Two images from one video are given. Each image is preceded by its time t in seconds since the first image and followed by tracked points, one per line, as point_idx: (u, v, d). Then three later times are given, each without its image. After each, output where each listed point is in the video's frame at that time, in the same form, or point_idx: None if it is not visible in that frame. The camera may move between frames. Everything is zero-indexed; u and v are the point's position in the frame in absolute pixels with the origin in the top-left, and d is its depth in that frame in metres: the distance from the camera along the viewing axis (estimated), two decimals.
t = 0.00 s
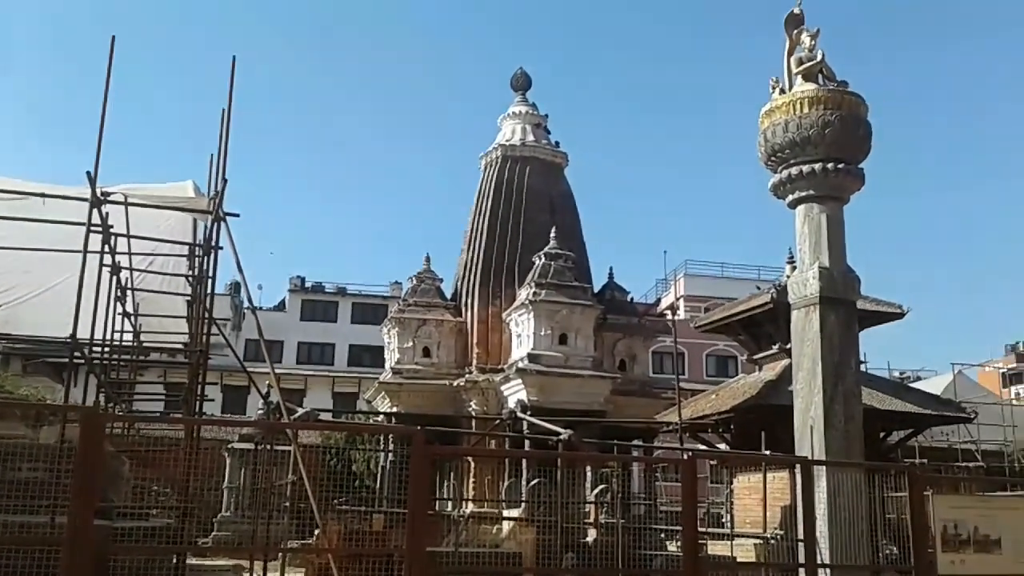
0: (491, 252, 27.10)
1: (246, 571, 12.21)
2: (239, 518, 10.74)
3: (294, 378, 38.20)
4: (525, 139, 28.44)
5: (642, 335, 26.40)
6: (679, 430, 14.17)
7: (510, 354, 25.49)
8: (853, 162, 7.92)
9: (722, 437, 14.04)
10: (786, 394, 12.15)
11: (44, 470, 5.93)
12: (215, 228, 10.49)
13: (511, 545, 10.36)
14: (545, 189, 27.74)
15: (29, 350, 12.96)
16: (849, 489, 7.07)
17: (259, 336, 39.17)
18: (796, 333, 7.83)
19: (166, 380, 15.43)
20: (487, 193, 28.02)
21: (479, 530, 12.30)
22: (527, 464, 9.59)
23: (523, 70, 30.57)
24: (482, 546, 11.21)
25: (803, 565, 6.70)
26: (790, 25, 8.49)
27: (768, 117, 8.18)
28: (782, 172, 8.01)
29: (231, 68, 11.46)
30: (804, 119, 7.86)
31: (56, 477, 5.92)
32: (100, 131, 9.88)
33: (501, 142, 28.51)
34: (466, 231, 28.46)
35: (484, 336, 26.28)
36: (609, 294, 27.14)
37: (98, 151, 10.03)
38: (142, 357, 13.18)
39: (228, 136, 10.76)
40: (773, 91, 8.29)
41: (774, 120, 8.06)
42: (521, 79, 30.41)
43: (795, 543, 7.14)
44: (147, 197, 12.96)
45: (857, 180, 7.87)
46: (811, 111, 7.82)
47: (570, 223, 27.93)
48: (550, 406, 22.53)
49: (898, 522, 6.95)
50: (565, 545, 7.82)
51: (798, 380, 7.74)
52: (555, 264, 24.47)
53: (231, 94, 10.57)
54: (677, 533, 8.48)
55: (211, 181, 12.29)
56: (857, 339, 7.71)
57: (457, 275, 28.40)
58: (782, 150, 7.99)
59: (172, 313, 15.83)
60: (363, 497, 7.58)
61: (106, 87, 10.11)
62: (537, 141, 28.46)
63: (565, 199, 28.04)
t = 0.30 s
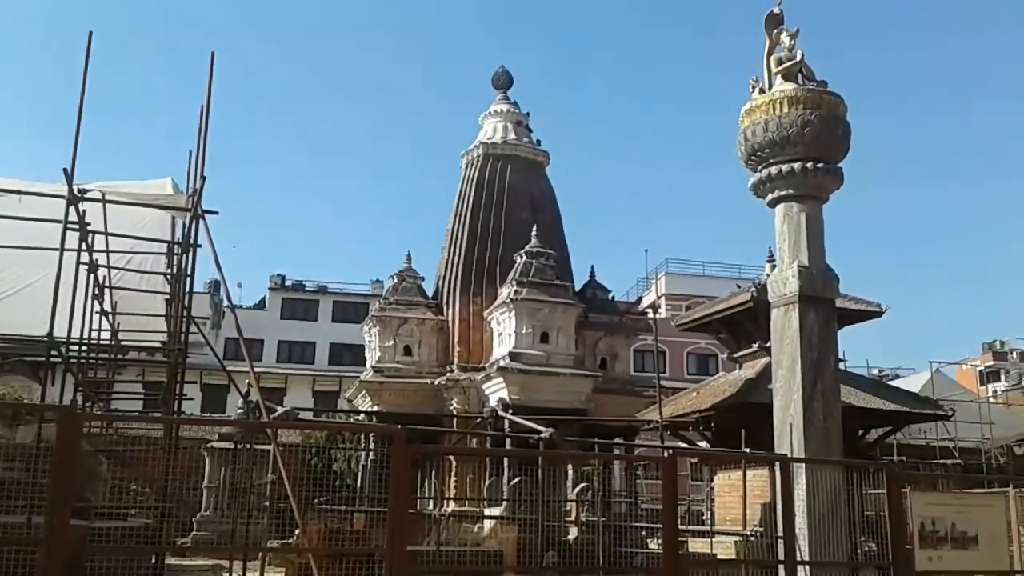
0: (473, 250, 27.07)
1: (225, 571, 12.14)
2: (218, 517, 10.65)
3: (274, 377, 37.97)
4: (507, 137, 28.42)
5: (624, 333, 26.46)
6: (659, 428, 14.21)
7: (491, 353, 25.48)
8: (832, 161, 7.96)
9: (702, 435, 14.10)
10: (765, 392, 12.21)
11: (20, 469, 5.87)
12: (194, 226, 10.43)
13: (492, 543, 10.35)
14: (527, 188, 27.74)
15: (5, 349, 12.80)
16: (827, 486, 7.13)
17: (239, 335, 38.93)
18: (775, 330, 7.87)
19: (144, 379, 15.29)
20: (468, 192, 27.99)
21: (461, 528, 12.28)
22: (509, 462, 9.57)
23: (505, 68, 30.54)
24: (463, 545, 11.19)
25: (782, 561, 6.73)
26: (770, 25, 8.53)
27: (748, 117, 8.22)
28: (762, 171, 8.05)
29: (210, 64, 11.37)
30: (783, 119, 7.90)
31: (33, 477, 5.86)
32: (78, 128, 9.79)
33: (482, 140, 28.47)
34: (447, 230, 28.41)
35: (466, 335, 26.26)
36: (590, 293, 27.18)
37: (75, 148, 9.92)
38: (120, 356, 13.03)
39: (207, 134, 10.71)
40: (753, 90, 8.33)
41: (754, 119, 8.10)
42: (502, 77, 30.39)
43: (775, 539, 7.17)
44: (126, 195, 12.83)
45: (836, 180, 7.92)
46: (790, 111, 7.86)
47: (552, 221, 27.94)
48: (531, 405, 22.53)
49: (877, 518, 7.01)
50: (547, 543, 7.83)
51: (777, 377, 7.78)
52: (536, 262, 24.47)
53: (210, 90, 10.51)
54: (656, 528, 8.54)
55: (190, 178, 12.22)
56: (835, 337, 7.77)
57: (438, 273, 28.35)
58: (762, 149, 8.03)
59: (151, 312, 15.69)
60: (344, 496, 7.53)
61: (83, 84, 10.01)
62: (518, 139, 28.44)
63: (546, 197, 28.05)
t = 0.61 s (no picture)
0: (457, 250, 27.05)
1: (207, 571, 12.08)
2: (201, 519, 10.59)
3: (256, 377, 37.78)
4: (491, 137, 28.41)
5: (607, 333, 26.51)
6: (643, 427, 14.25)
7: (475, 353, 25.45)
8: (815, 162, 8.01)
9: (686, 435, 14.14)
10: (748, 392, 12.26)
11: None
12: (175, 225, 10.38)
13: (476, 542, 10.34)
14: (511, 188, 27.74)
15: None
16: (810, 485, 7.16)
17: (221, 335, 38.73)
18: (758, 330, 7.90)
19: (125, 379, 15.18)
20: (452, 191, 27.97)
21: (445, 528, 12.26)
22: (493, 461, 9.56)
23: (489, 68, 30.54)
24: (447, 545, 11.17)
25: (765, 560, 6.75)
26: (754, 26, 8.57)
27: (731, 117, 8.25)
28: (745, 171, 8.08)
29: (193, 62, 11.33)
30: (766, 119, 7.93)
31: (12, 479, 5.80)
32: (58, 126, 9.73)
33: (466, 139, 28.46)
34: (431, 229, 28.38)
35: (450, 334, 26.22)
36: (574, 293, 27.22)
37: (56, 147, 9.85)
38: (102, 356, 12.93)
39: (189, 133, 10.67)
40: (737, 91, 8.36)
41: (738, 120, 8.14)
42: (487, 77, 30.40)
43: (758, 537, 7.19)
44: (107, 194, 12.74)
45: (819, 180, 7.96)
46: (773, 112, 7.90)
47: (536, 221, 27.96)
48: (515, 405, 22.53)
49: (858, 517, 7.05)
50: (531, 542, 7.82)
51: (760, 377, 7.81)
52: (520, 262, 24.47)
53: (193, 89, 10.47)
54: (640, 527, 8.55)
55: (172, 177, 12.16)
56: (818, 336, 7.81)
57: (422, 273, 28.31)
58: (745, 150, 8.06)
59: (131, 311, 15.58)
60: (327, 496, 7.50)
61: (64, 83, 9.95)
62: (503, 139, 28.44)
63: (530, 197, 28.06)
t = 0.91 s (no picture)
0: (443, 250, 27.02)
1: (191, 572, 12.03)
2: (185, 519, 10.54)
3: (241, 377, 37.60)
4: (478, 136, 28.39)
5: (594, 333, 26.54)
6: (629, 427, 14.26)
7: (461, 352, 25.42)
8: (800, 163, 8.04)
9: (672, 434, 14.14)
10: (734, 392, 12.30)
11: None
12: (160, 224, 10.32)
13: (462, 543, 10.33)
14: (498, 188, 27.73)
15: None
16: (795, 485, 7.20)
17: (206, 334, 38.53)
18: (743, 331, 7.93)
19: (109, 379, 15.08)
20: (439, 191, 27.94)
21: (431, 528, 12.25)
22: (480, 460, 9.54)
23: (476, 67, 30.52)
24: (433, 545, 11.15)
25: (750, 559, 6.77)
26: (740, 27, 8.59)
27: (717, 118, 8.28)
28: (731, 172, 8.11)
29: (178, 60, 11.26)
30: (752, 120, 7.96)
31: None
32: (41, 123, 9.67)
33: (453, 139, 28.43)
34: (418, 229, 28.33)
35: (436, 333, 26.19)
36: (561, 293, 27.24)
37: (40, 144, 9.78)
38: (85, 355, 12.84)
39: (174, 130, 10.62)
40: (723, 92, 8.39)
41: (723, 121, 8.16)
42: (474, 77, 30.37)
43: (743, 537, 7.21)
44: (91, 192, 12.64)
45: (804, 181, 8.00)
46: (759, 113, 7.93)
47: (523, 221, 27.95)
48: (501, 404, 22.52)
49: (843, 517, 7.08)
50: (517, 543, 7.82)
51: (745, 377, 7.84)
52: (507, 262, 24.46)
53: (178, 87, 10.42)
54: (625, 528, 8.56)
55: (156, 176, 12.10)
56: (803, 337, 7.84)
57: (409, 273, 28.26)
58: (731, 151, 8.09)
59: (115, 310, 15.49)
60: (312, 496, 7.46)
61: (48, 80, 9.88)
62: (490, 139, 28.41)
63: (517, 197, 28.05)
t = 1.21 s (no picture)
0: (429, 251, 26.99)
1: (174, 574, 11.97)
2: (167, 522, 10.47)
3: (225, 379, 37.43)
4: (464, 138, 28.36)
5: (579, 335, 26.57)
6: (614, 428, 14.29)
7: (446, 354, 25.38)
8: (785, 166, 8.08)
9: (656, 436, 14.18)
10: (718, 394, 12.34)
11: None
12: (143, 224, 10.26)
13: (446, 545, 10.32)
14: (484, 189, 27.71)
15: None
16: (778, 486, 7.24)
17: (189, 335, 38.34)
18: (727, 333, 7.96)
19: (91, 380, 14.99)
20: (424, 192, 27.91)
21: (416, 530, 12.24)
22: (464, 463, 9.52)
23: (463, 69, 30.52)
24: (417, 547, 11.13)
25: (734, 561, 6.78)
26: (725, 31, 8.63)
27: (702, 121, 8.32)
28: (716, 175, 8.14)
29: (162, 59, 11.20)
30: (737, 124, 8.00)
31: None
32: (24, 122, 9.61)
33: (439, 140, 28.41)
34: (403, 230, 28.30)
35: (421, 335, 26.14)
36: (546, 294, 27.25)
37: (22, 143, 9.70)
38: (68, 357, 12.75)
39: (158, 130, 10.57)
40: (708, 96, 8.42)
41: (709, 124, 8.20)
42: (460, 78, 30.36)
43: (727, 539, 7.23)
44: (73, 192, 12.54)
45: (788, 184, 8.03)
46: (744, 116, 7.96)
47: (509, 223, 27.94)
48: (486, 407, 22.52)
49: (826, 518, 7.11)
50: (501, 546, 7.81)
51: (730, 379, 7.87)
52: (492, 264, 24.47)
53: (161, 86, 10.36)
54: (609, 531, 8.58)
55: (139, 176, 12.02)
56: (787, 339, 7.88)
57: (394, 274, 28.21)
58: (716, 154, 8.13)
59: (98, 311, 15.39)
60: (296, 499, 7.42)
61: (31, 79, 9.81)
62: (476, 141, 28.39)
63: (503, 198, 28.04)
